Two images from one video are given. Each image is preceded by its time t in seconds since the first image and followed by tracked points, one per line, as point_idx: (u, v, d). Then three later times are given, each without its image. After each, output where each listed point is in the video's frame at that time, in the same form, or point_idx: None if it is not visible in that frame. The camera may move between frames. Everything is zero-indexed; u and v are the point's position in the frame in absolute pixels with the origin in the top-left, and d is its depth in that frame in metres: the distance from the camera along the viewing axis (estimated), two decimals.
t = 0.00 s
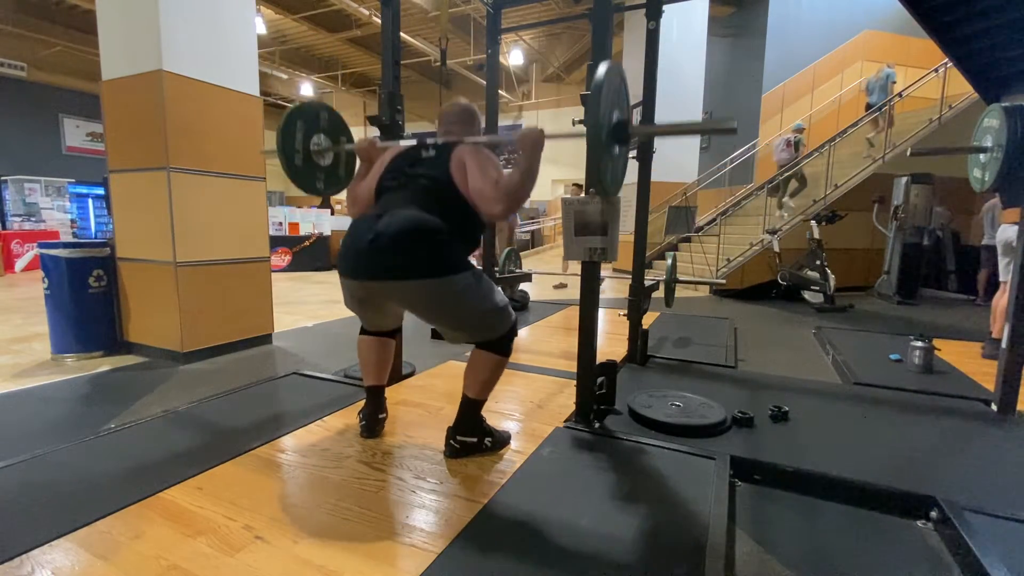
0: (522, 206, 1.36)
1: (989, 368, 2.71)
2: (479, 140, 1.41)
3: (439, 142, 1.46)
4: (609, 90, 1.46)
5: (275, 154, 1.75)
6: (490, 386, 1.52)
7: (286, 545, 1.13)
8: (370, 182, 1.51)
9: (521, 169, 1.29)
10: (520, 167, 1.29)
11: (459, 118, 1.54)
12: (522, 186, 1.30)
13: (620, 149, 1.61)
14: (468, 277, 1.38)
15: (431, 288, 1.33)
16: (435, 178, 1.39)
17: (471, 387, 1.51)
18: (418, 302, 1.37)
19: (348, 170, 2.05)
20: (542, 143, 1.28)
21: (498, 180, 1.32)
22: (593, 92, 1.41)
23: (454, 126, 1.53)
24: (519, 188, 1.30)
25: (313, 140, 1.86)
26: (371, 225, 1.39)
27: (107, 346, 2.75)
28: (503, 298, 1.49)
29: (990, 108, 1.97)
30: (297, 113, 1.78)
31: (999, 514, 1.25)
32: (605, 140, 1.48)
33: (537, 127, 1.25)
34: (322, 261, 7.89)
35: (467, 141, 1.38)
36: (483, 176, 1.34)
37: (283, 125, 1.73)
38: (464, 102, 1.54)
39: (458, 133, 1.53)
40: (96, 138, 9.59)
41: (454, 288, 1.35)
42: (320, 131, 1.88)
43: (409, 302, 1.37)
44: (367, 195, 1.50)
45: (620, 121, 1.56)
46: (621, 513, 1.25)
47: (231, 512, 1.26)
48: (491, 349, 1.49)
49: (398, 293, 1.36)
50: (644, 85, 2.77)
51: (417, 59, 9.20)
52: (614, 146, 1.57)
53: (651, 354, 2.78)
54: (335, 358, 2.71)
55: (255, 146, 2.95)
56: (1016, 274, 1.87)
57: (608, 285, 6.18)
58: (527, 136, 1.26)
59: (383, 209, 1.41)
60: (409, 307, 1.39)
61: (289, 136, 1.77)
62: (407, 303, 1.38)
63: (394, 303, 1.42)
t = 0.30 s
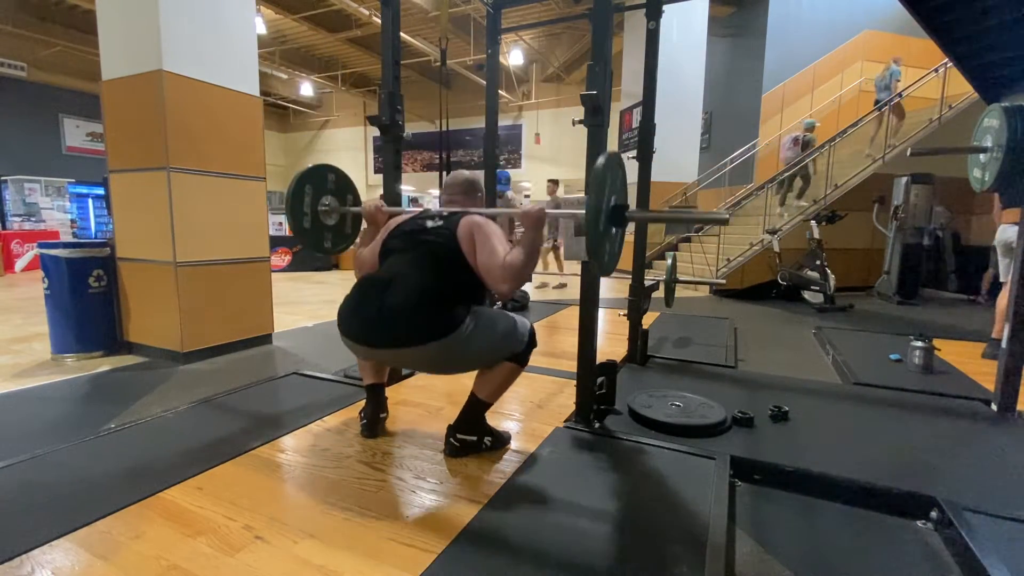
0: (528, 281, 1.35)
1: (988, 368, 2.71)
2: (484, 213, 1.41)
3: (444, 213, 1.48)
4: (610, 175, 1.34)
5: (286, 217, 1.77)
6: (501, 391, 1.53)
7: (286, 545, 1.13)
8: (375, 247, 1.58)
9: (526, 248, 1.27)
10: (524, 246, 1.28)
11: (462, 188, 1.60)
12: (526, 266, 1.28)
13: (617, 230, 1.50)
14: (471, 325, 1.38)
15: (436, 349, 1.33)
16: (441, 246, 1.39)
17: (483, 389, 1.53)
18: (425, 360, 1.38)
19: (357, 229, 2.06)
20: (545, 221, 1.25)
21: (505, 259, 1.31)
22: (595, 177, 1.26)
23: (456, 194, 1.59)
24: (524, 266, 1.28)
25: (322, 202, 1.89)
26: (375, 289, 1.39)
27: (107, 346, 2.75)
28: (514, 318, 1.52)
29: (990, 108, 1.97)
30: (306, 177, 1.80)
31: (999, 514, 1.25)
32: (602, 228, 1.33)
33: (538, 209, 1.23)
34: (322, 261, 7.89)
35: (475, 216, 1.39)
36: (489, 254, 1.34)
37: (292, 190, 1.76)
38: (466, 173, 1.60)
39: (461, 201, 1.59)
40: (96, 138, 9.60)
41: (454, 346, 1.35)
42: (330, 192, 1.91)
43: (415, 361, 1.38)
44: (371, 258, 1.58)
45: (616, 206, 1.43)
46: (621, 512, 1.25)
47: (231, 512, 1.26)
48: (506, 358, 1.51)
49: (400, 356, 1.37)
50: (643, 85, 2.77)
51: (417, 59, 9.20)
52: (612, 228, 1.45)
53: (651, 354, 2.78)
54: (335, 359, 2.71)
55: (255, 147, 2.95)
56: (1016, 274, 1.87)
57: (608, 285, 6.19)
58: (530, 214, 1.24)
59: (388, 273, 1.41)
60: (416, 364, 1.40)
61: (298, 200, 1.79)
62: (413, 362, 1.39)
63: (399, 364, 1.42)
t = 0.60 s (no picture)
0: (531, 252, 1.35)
1: (988, 367, 2.71)
2: (486, 186, 1.42)
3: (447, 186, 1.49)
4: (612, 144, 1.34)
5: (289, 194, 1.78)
6: (497, 384, 1.53)
7: (286, 545, 1.13)
8: (377, 220, 1.58)
9: (529, 218, 1.27)
10: (527, 218, 1.28)
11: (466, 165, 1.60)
12: (528, 234, 1.28)
13: (620, 199, 1.53)
14: (471, 297, 1.40)
15: (436, 313, 1.34)
16: (445, 214, 1.42)
17: (480, 382, 1.52)
18: (423, 325, 1.37)
19: (358, 206, 2.07)
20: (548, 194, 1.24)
21: (506, 228, 1.32)
22: (600, 144, 1.28)
23: (459, 170, 1.60)
24: (527, 236, 1.28)
25: (325, 180, 1.89)
26: (376, 253, 1.40)
27: (107, 346, 2.75)
28: (509, 305, 1.53)
29: (990, 108, 1.97)
30: (310, 154, 1.80)
31: (999, 515, 1.25)
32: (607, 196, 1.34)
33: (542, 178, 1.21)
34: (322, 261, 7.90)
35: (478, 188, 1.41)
36: (490, 225, 1.35)
37: (296, 167, 1.75)
38: (470, 149, 1.59)
39: (463, 177, 1.60)
40: (96, 138, 9.60)
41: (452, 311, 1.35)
42: (332, 170, 1.90)
43: (414, 325, 1.38)
44: (374, 230, 1.57)
45: (620, 174, 1.45)
46: (621, 513, 1.25)
47: (231, 512, 1.26)
48: (497, 348, 1.51)
49: (398, 315, 1.36)
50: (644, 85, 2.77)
51: (417, 59, 9.20)
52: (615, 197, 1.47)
53: (651, 354, 2.78)
54: (335, 358, 2.71)
55: (255, 146, 2.95)
56: (1016, 273, 1.86)
57: (608, 285, 6.19)
58: (533, 186, 1.22)
59: (390, 239, 1.42)
60: (414, 329, 1.39)
61: (302, 177, 1.79)
62: (411, 327, 1.39)
63: (397, 329, 1.42)
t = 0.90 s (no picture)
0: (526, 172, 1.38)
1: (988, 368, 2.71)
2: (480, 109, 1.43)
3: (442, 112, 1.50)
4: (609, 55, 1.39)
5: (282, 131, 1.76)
6: (480, 384, 1.51)
7: (286, 545, 1.13)
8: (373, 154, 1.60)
9: (524, 135, 1.30)
10: (522, 134, 1.30)
11: (462, 92, 1.53)
12: (524, 154, 1.31)
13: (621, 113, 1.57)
14: (464, 248, 1.41)
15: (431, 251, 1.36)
16: (440, 144, 1.42)
17: (464, 384, 1.50)
18: (417, 264, 1.38)
19: (351, 146, 2.06)
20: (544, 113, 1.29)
21: (502, 148, 1.35)
22: (594, 56, 1.33)
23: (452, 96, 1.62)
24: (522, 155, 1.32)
25: (317, 117, 1.86)
26: (375, 184, 1.43)
27: (107, 346, 2.75)
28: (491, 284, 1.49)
29: (990, 108, 1.97)
30: (301, 89, 1.78)
31: (999, 515, 1.25)
32: (606, 108, 1.41)
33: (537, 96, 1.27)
34: (322, 261, 7.90)
35: (471, 111, 1.42)
36: (485, 146, 1.37)
37: (289, 102, 1.73)
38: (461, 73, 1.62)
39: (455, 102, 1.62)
40: (96, 138, 9.60)
41: (448, 255, 1.37)
42: (324, 107, 1.88)
43: (409, 262, 1.39)
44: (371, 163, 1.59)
45: (620, 86, 1.48)
46: (621, 513, 1.25)
47: (231, 512, 1.26)
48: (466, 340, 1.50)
49: (396, 254, 1.38)
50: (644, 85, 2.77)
51: (417, 60, 9.21)
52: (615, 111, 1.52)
53: (651, 354, 2.78)
54: (335, 358, 2.71)
55: (255, 146, 2.95)
56: (1016, 274, 1.86)
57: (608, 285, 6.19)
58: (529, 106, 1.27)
59: (388, 172, 1.44)
60: (407, 268, 1.40)
61: (295, 113, 1.77)
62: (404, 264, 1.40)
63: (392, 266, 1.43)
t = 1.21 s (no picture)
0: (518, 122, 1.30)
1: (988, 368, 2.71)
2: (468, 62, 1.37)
3: (429, 72, 1.47)
4: None
5: (267, 91, 1.75)
6: (468, 386, 1.51)
7: (286, 546, 1.13)
8: (365, 117, 1.57)
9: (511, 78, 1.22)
10: (512, 83, 1.24)
11: (449, 43, 1.63)
12: (512, 101, 1.23)
13: (619, 58, 1.47)
14: (463, 237, 1.45)
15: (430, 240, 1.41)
16: (428, 114, 1.41)
17: (450, 387, 1.50)
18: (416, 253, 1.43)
19: (339, 110, 2.07)
20: (539, 61, 1.22)
21: (489, 97, 1.28)
22: None
23: (447, 49, 1.61)
24: (509, 104, 1.23)
25: (304, 78, 1.87)
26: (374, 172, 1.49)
27: (107, 346, 2.75)
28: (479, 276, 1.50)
29: (990, 108, 1.97)
30: (285, 48, 1.79)
31: (999, 514, 1.25)
32: (601, 47, 1.31)
33: (531, 43, 1.20)
34: (322, 261, 7.90)
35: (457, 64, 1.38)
36: (472, 98, 1.31)
37: (274, 60, 1.73)
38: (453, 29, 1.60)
39: (448, 56, 1.62)
40: (96, 138, 9.60)
41: (450, 241, 1.42)
42: (311, 68, 1.89)
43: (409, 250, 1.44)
44: (362, 130, 1.57)
45: (615, 28, 1.40)
46: (621, 514, 1.25)
47: (231, 512, 1.26)
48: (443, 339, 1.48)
49: (402, 243, 1.44)
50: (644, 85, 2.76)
51: (417, 60, 9.21)
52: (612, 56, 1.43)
53: (651, 354, 2.78)
54: (335, 358, 2.71)
55: (255, 145, 2.95)
56: (1016, 274, 1.86)
57: (607, 285, 6.19)
58: (520, 53, 1.21)
59: (383, 155, 1.47)
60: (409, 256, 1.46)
61: (280, 71, 1.77)
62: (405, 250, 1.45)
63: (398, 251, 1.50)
